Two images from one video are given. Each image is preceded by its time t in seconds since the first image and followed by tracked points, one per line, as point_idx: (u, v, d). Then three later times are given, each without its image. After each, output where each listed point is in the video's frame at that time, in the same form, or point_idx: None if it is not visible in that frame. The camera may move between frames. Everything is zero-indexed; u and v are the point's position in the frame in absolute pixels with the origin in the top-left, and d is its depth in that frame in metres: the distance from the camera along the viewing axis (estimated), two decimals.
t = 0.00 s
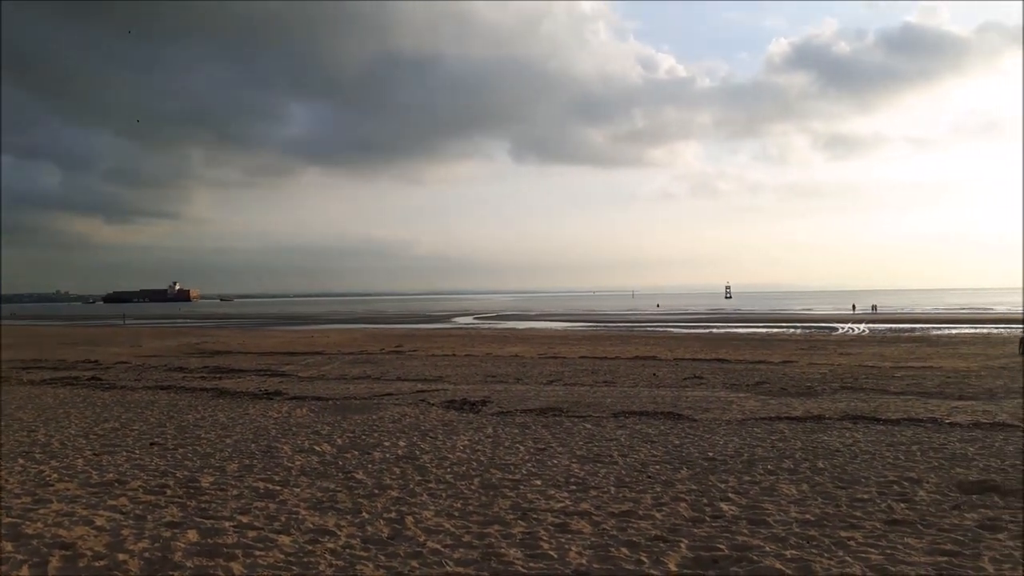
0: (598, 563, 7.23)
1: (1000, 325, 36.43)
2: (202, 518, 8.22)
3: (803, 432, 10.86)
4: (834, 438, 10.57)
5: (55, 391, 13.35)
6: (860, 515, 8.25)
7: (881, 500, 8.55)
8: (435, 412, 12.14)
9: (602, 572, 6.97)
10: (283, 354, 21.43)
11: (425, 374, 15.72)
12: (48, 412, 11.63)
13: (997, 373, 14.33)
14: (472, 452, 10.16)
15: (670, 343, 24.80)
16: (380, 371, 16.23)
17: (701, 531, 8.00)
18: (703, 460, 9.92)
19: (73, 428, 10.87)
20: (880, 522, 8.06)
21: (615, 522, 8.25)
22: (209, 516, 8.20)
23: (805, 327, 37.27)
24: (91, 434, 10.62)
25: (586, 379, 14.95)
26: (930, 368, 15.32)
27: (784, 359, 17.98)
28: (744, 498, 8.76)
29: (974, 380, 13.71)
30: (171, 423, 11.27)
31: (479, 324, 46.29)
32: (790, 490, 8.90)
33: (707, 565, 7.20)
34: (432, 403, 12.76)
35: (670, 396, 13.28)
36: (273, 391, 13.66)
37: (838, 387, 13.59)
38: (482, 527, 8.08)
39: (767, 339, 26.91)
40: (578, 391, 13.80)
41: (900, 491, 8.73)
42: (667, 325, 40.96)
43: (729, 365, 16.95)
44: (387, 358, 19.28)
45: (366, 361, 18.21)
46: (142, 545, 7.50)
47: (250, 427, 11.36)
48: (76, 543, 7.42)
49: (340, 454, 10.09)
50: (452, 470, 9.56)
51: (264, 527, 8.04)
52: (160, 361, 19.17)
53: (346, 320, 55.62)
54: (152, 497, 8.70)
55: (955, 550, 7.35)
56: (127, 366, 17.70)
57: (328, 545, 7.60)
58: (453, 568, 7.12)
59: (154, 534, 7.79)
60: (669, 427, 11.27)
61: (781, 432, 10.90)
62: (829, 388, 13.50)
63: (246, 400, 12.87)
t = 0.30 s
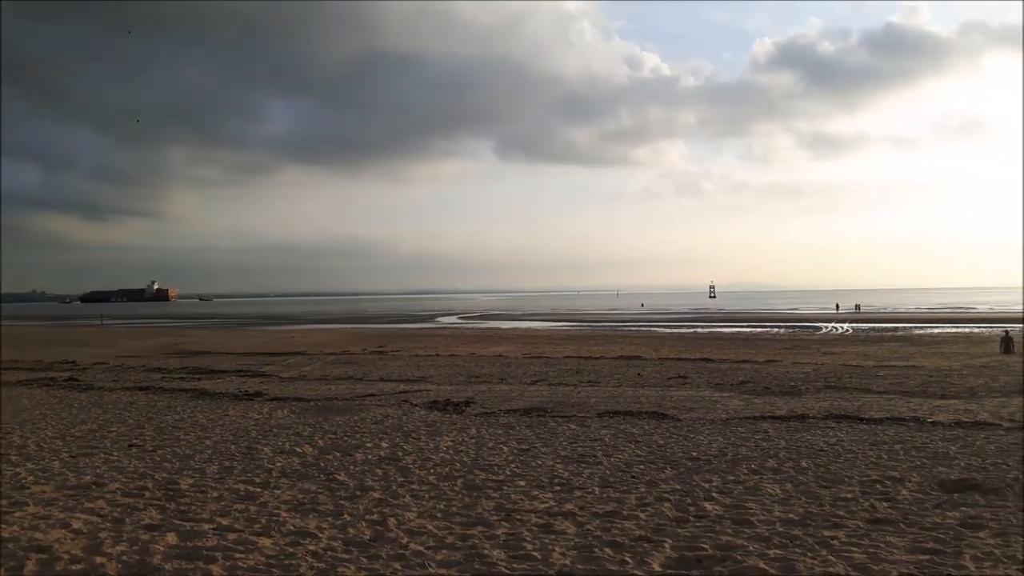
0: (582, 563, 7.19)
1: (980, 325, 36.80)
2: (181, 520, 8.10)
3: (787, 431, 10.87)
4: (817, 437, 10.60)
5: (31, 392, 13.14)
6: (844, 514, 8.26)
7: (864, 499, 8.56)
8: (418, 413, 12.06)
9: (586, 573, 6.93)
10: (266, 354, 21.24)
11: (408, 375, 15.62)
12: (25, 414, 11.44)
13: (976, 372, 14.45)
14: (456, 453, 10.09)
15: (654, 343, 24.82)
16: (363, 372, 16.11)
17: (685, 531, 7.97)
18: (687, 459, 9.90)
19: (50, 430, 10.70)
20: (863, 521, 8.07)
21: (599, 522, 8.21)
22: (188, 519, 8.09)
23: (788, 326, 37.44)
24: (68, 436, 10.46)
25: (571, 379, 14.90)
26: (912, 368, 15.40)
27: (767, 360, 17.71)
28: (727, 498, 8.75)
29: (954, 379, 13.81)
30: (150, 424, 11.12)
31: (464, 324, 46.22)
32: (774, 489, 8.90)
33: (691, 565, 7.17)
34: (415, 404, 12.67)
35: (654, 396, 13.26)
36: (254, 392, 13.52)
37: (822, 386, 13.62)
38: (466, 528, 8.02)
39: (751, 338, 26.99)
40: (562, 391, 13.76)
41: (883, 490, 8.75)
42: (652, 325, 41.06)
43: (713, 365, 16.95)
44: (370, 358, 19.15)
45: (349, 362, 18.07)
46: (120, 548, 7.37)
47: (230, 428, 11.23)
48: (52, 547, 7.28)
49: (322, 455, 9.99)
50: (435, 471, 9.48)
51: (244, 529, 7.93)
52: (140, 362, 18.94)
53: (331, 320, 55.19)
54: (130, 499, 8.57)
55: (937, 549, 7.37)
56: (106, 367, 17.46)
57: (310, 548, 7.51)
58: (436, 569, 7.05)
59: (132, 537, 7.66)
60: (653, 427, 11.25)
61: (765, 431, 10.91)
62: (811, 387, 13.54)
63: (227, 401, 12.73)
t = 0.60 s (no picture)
0: (570, 564, 7.19)
1: (968, 325, 37.05)
2: (167, 522, 8.05)
3: (774, 431, 10.92)
4: (805, 437, 10.64)
5: (16, 394, 13.03)
6: (831, 514, 8.29)
7: (851, 499, 8.60)
8: (407, 414, 12.04)
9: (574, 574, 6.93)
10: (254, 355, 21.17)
11: (397, 375, 15.60)
12: (9, 416, 11.34)
13: (962, 372, 14.54)
14: (444, 454, 10.08)
15: (643, 343, 24.93)
16: (351, 373, 16.08)
17: (673, 531, 7.99)
18: (675, 460, 9.92)
19: (35, 432, 10.61)
20: (850, 521, 8.10)
21: (587, 523, 8.21)
22: (175, 521, 8.04)
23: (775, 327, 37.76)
24: (53, 438, 10.38)
25: (559, 380, 14.92)
26: (898, 368, 15.50)
27: (754, 359, 17.92)
28: (715, 498, 8.77)
29: (940, 379, 13.89)
30: (136, 426, 11.06)
31: (455, 325, 46.31)
32: (762, 490, 8.93)
33: (679, 566, 7.17)
34: (404, 405, 12.65)
35: (642, 397, 13.29)
36: (241, 393, 13.47)
37: (809, 386, 13.69)
38: (454, 529, 8.00)
39: (739, 339, 27.16)
40: (550, 392, 13.77)
41: (870, 490, 8.78)
42: (641, 326, 41.28)
43: (702, 365, 17.02)
44: (359, 359, 19.11)
45: (337, 363, 18.04)
46: (105, 550, 7.32)
47: (217, 429, 11.18)
48: (37, 550, 7.22)
49: (310, 457, 9.95)
50: (423, 472, 9.47)
51: (231, 531, 7.90)
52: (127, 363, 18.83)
53: (321, 322, 55.03)
54: (116, 501, 8.50)
55: (923, 548, 7.41)
56: (91, 368, 17.35)
57: (297, 549, 7.48)
58: (423, 570, 7.03)
59: (117, 539, 7.61)
60: (641, 427, 11.27)
61: (753, 432, 10.94)
62: (799, 388, 13.60)
63: (214, 403, 12.67)
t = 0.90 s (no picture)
0: (558, 565, 7.19)
1: (952, 326, 37.37)
2: (152, 524, 7.99)
3: (760, 431, 10.96)
4: (791, 438, 10.69)
5: None
6: (817, 514, 8.32)
7: (837, 499, 8.64)
8: (394, 415, 12.01)
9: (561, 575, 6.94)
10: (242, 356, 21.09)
11: (384, 376, 15.56)
12: None
13: (946, 373, 14.66)
14: (431, 455, 10.06)
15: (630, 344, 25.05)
16: (338, 374, 16.03)
17: (660, 531, 8.00)
18: (662, 460, 9.94)
19: (19, 434, 10.52)
20: (835, 520, 8.14)
21: (574, 523, 8.22)
22: (160, 523, 7.99)
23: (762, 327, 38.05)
24: (36, 440, 10.29)
25: (547, 380, 14.93)
26: (883, 368, 15.62)
27: (741, 360, 18.03)
28: (702, 498, 8.79)
29: (924, 379, 14.00)
30: (121, 427, 10.98)
31: (445, 326, 46.37)
32: (748, 489, 8.96)
33: (666, 566, 7.19)
34: (391, 406, 12.63)
35: (630, 397, 13.32)
36: (227, 394, 13.41)
37: (795, 386, 13.77)
38: (441, 530, 7.99)
39: (726, 339, 27.35)
40: (538, 392, 13.78)
41: (855, 490, 8.83)
42: (629, 326, 41.52)
43: (689, 365, 17.09)
44: (346, 360, 19.05)
45: (324, 364, 18.00)
46: (90, 552, 7.25)
47: (203, 430, 11.12)
48: (20, 552, 7.15)
49: (296, 458, 9.92)
50: (411, 473, 9.45)
51: (217, 533, 7.85)
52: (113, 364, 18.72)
53: (311, 322, 54.95)
54: (101, 503, 8.44)
55: (908, 548, 7.45)
56: (76, 369, 17.23)
57: (284, 551, 7.44)
58: (410, 572, 7.01)
59: (102, 541, 7.54)
60: (628, 427, 11.28)
61: (739, 432, 10.99)
62: (785, 388, 13.65)
63: (200, 404, 12.60)
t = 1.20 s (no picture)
0: (545, 564, 7.19)
1: (937, 326, 37.66)
2: (137, 526, 7.94)
3: (747, 431, 11.00)
4: (777, 437, 10.73)
5: None
6: (802, 512, 8.37)
7: (823, 498, 8.68)
8: (381, 415, 11.98)
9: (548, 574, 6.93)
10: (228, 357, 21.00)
11: (371, 377, 15.51)
12: None
13: (929, 372, 14.77)
14: (418, 455, 10.05)
15: (617, 344, 25.09)
16: (325, 374, 15.97)
17: (646, 530, 8.02)
18: (648, 459, 9.96)
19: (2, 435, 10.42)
20: (821, 519, 8.18)
21: (561, 523, 8.22)
22: (145, 524, 7.93)
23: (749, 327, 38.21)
24: (19, 442, 10.20)
25: (534, 380, 14.93)
26: (869, 367, 15.69)
27: (727, 359, 18.08)
28: (689, 497, 8.82)
29: (908, 378, 14.09)
30: (105, 428, 10.91)
31: (434, 326, 46.33)
32: (735, 488, 8.99)
33: (652, 565, 7.20)
34: (378, 406, 12.59)
35: (616, 397, 13.34)
36: (213, 395, 13.33)
37: (780, 386, 13.82)
38: (428, 531, 7.97)
39: (714, 339, 27.43)
40: (525, 392, 13.78)
41: (841, 488, 8.88)
42: (618, 325, 41.60)
43: (675, 365, 17.12)
44: (333, 360, 18.97)
45: (310, 364, 17.94)
46: (73, 555, 7.19)
47: (188, 431, 11.06)
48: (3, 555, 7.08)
49: (283, 459, 9.88)
50: (398, 473, 9.42)
51: (203, 534, 7.81)
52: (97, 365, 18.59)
53: (299, 322, 54.92)
54: (85, 505, 8.36)
55: (893, 546, 7.50)
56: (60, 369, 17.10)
57: (270, 552, 7.41)
58: (397, 572, 6.98)
59: (86, 543, 7.48)
60: (615, 427, 11.29)
61: (725, 431, 11.02)
62: (771, 388, 13.69)
63: (185, 404, 12.52)
